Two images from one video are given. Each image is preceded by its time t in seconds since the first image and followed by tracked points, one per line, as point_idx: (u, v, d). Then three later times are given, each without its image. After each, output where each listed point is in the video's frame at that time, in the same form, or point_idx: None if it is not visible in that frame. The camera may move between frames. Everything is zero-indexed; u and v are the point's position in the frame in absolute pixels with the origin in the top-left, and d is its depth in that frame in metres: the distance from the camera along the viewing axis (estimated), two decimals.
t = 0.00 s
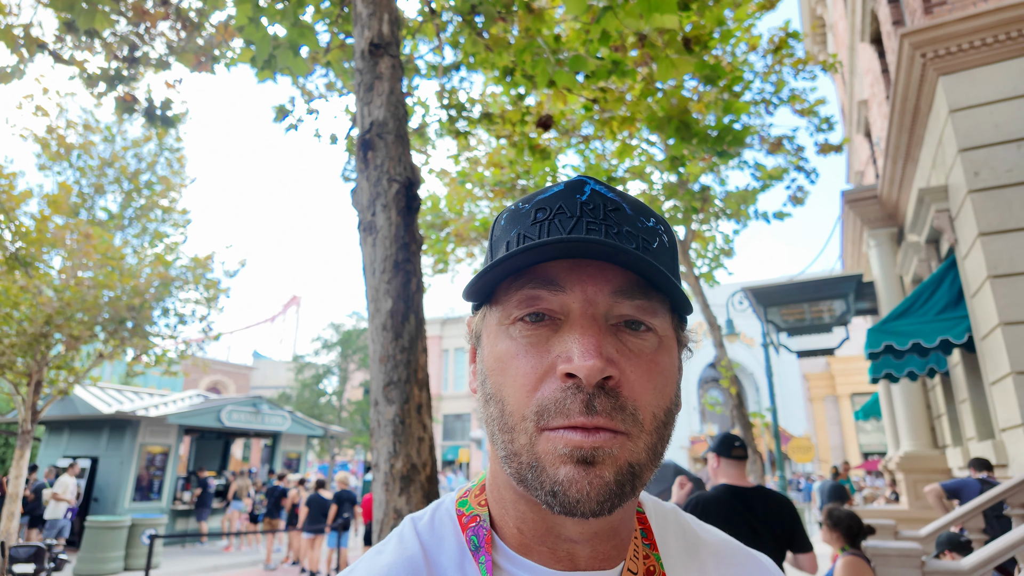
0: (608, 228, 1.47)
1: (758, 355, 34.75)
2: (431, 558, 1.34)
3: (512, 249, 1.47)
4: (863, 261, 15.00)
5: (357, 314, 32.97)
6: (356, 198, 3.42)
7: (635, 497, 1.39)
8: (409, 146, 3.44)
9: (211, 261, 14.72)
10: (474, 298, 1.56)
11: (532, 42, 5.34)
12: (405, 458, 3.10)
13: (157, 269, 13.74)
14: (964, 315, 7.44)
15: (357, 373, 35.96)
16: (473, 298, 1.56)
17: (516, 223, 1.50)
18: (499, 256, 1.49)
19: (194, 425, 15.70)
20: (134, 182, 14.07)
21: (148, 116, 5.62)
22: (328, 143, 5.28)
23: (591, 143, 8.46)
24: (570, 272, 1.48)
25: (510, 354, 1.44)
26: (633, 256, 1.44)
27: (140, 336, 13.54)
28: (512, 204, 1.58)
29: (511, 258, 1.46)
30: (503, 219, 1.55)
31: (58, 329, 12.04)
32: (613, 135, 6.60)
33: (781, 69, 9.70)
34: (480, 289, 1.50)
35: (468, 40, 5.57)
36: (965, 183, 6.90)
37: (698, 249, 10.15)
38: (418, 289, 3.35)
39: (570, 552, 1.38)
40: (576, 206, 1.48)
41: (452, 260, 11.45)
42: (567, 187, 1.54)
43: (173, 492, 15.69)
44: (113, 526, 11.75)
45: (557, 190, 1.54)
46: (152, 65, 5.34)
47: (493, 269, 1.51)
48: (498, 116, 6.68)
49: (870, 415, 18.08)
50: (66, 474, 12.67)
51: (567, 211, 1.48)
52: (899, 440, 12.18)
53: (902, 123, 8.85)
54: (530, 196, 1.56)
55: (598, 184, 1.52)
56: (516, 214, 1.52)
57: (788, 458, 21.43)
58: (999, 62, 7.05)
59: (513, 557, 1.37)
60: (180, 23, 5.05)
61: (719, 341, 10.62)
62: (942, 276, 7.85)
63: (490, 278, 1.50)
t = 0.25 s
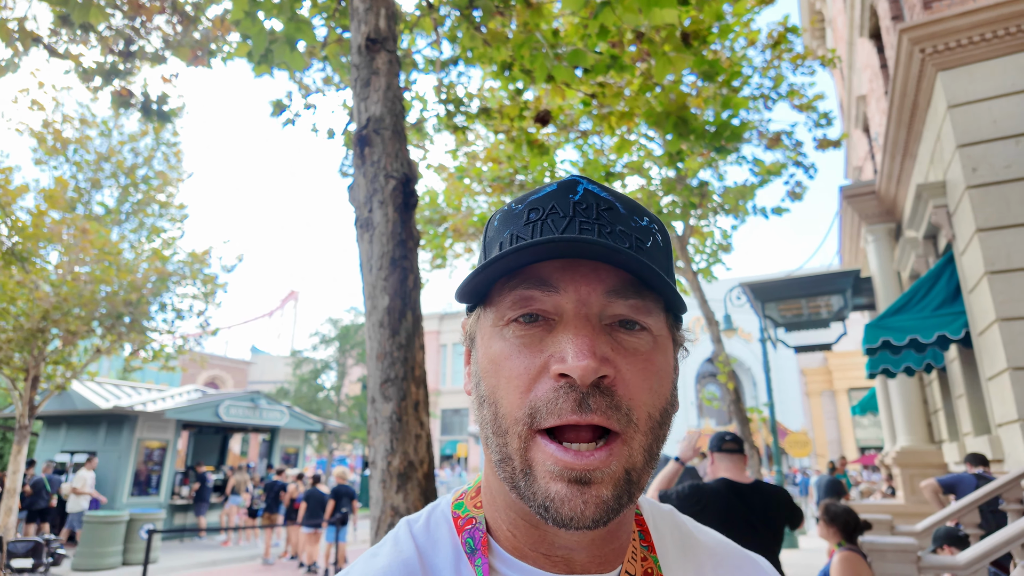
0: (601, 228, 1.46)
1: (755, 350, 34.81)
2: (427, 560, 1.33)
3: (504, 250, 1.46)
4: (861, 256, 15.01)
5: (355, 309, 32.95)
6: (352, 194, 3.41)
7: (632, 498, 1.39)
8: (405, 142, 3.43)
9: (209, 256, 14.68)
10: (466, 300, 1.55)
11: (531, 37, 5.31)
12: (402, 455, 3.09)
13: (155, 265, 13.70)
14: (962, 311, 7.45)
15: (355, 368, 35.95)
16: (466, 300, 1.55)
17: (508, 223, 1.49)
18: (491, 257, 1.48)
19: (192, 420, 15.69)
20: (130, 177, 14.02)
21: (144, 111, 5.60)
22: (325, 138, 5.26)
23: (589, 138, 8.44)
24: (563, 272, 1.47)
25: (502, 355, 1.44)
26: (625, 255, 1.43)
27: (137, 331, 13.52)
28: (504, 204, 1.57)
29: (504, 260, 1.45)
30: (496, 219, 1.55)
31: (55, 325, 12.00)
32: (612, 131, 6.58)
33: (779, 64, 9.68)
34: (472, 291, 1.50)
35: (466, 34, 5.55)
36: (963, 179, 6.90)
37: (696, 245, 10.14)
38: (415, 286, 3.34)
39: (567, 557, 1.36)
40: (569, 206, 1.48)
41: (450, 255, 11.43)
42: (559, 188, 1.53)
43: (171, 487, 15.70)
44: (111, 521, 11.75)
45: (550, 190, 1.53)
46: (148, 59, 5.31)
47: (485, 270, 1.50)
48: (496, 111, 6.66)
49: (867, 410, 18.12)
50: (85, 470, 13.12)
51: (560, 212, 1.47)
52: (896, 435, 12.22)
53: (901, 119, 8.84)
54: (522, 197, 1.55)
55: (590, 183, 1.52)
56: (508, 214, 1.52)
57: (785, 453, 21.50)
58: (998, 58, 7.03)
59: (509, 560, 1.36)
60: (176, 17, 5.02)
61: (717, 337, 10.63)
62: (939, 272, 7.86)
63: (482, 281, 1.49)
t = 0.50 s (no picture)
0: (598, 209, 1.47)
1: (753, 323, 34.95)
2: (431, 532, 1.37)
3: (502, 231, 1.48)
4: (861, 231, 14.99)
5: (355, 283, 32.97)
6: (351, 171, 3.40)
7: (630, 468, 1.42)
8: (403, 118, 3.40)
9: (207, 230, 14.63)
10: (465, 281, 1.57)
11: (531, 11, 5.22)
12: (403, 430, 3.14)
13: (153, 239, 13.68)
14: (959, 286, 7.48)
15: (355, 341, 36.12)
16: (465, 281, 1.57)
17: (507, 205, 1.51)
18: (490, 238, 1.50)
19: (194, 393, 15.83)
20: (126, 151, 13.89)
21: (139, 85, 5.53)
22: (323, 113, 5.21)
23: (589, 112, 8.35)
24: (560, 252, 1.49)
25: (500, 332, 1.46)
26: (621, 236, 1.44)
27: (137, 306, 13.55)
28: (503, 187, 1.58)
29: (502, 241, 1.47)
30: (495, 201, 1.56)
31: (54, 299, 12.01)
32: (612, 106, 6.52)
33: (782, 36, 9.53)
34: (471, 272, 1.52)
35: (464, 7, 5.45)
36: (965, 154, 6.86)
37: (696, 219, 10.12)
38: (415, 263, 3.35)
39: (567, 528, 1.41)
40: (567, 188, 1.49)
41: (449, 230, 11.39)
42: (557, 170, 1.54)
43: (174, 458, 15.91)
44: (116, 491, 11.96)
45: (548, 172, 1.54)
46: (141, 32, 5.23)
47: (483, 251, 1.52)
48: (495, 85, 6.57)
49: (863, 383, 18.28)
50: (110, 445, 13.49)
51: (558, 193, 1.48)
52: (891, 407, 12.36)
53: (905, 92, 8.74)
54: (521, 178, 1.56)
55: (588, 165, 1.52)
56: (506, 196, 1.53)
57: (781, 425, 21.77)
58: (1004, 30, 6.93)
59: (510, 531, 1.40)
60: None
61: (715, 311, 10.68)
62: (938, 247, 7.87)
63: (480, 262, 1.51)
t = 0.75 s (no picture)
0: (601, 189, 1.45)
1: (753, 297, 35.00)
2: (434, 508, 1.38)
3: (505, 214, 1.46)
4: (863, 204, 14.91)
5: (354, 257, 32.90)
6: (348, 144, 3.36)
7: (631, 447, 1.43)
8: (401, 89, 3.34)
9: (205, 203, 14.55)
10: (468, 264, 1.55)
11: None
12: (404, 405, 3.16)
13: (151, 213, 13.61)
14: (960, 260, 7.46)
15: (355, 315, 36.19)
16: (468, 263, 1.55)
17: (510, 186, 1.49)
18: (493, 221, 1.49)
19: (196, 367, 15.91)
20: (122, 122, 13.73)
21: (132, 54, 5.43)
22: (319, 82, 5.12)
23: (590, 81, 8.23)
24: (563, 234, 1.47)
25: (504, 315, 1.46)
26: (623, 218, 1.42)
27: (137, 280, 13.54)
28: (505, 166, 1.56)
29: (504, 223, 1.45)
30: (498, 180, 1.54)
31: (54, 273, 11.99)
32: (613, 74, 6.42)
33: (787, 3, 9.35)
34: (474, 254, 1.51)
35: None
36: (970, 124, 6.78)
37: (697, 192, 10.04)
38: (414, 237, 3.33)
39: (568, 505, 1.41)
40: (569, 167, 1.47)
41: (449, 203, 11.31)
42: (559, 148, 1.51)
43: (178, 431, 16.06)
44: (122, 463, 12.05)
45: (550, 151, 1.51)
46: None
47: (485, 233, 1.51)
48: (495, 53, 6.45)
49: (861, 356, 18.35)
50: (132, 416, 13.72)
51: (560, 174, 1.46)
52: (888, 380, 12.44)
53: (911, 62, 8.61)
54: (523, 157, 1.54)
55: (591, 144, 1.50)
56: (509, 176, 1.51)
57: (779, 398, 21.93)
58: None
59: (513, 509, 1.41)
60: None
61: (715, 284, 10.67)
62: (939, 221, 7.84)
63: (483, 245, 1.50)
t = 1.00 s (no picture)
0: (602, 190, 1.44)
1: (753, 296, 35.00)
2: (438, 507, 1.37)
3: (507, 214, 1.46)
4: (863, 203, 14.90)
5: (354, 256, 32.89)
6: (348, 142, 3.36)
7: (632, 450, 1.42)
8: (401, 87, 3.34)
9: (205, 202, 14.53)
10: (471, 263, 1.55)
11: None
12: (404, 404, 3.16)
13: (151, 211, 13.59)
14: (960, 258, 7.46)
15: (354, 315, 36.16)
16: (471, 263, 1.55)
17: (512, 186, 1.49)
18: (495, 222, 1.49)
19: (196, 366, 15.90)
20: (121, 121, 13.72)
21: (132, 53, 5.42)
22: (319, 80, 5.12)
23: (590, 80, 8.21)
24: (564, 235, 1.47)
25: (505, 317, 1.45)
26: (623, 220, 1.41)
27: (137, 279, 13.52)
28: (507, 166, 1.56)
29: (506, 224, 1.45)
30: (500, 180, 1.54)
31: (54, 272, 11.97)
32: (614, 73, 6.41)
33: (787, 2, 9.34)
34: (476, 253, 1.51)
35: None
36: (970, 123, 6.77)
37: (697, 191, 10.02)
38: (414, 236, 3.32)
39: (570, 505, 1.40)
40: (571, 168, 1.46)
41: (448, 202, 11.30)
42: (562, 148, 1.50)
43: (178, 430, 16.05)
44: (122, 463, 12.04)
45: (552, 151, 1.51)
46: None
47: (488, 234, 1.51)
48: (495, 52, 6.44)
49: (861, 355, 18.34)
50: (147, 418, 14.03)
51: (562, 174, 1.45)
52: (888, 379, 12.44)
53: (911, 60, 8.60)
54: (524, 157, 1.53)
55: (594, 144, 1.48)
56: (512, 176, 1.51)
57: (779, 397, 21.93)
58: None
59: (517, 511, 1.40)
60: None
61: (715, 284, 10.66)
62: (940, 220, 7.83)
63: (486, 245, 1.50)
